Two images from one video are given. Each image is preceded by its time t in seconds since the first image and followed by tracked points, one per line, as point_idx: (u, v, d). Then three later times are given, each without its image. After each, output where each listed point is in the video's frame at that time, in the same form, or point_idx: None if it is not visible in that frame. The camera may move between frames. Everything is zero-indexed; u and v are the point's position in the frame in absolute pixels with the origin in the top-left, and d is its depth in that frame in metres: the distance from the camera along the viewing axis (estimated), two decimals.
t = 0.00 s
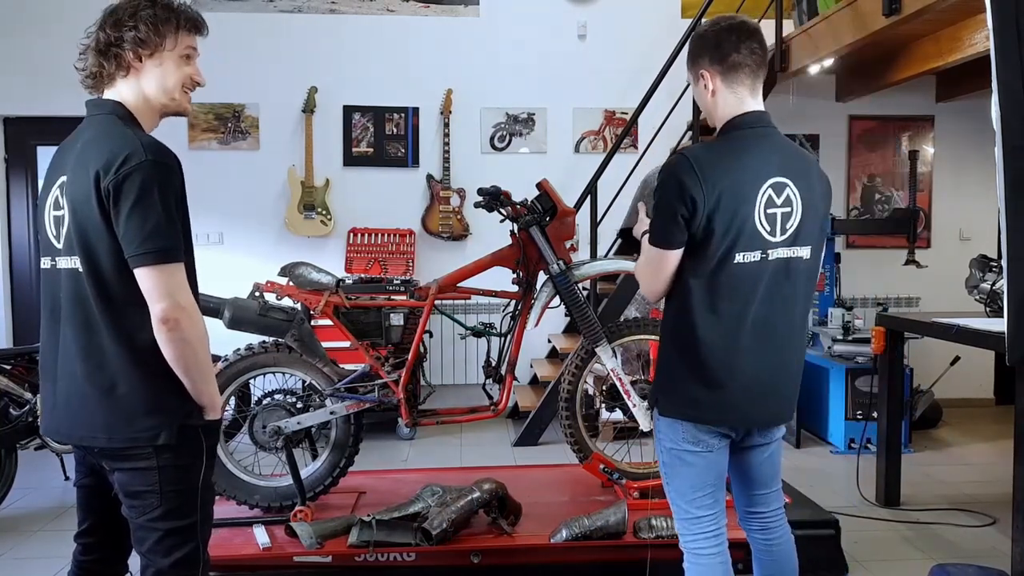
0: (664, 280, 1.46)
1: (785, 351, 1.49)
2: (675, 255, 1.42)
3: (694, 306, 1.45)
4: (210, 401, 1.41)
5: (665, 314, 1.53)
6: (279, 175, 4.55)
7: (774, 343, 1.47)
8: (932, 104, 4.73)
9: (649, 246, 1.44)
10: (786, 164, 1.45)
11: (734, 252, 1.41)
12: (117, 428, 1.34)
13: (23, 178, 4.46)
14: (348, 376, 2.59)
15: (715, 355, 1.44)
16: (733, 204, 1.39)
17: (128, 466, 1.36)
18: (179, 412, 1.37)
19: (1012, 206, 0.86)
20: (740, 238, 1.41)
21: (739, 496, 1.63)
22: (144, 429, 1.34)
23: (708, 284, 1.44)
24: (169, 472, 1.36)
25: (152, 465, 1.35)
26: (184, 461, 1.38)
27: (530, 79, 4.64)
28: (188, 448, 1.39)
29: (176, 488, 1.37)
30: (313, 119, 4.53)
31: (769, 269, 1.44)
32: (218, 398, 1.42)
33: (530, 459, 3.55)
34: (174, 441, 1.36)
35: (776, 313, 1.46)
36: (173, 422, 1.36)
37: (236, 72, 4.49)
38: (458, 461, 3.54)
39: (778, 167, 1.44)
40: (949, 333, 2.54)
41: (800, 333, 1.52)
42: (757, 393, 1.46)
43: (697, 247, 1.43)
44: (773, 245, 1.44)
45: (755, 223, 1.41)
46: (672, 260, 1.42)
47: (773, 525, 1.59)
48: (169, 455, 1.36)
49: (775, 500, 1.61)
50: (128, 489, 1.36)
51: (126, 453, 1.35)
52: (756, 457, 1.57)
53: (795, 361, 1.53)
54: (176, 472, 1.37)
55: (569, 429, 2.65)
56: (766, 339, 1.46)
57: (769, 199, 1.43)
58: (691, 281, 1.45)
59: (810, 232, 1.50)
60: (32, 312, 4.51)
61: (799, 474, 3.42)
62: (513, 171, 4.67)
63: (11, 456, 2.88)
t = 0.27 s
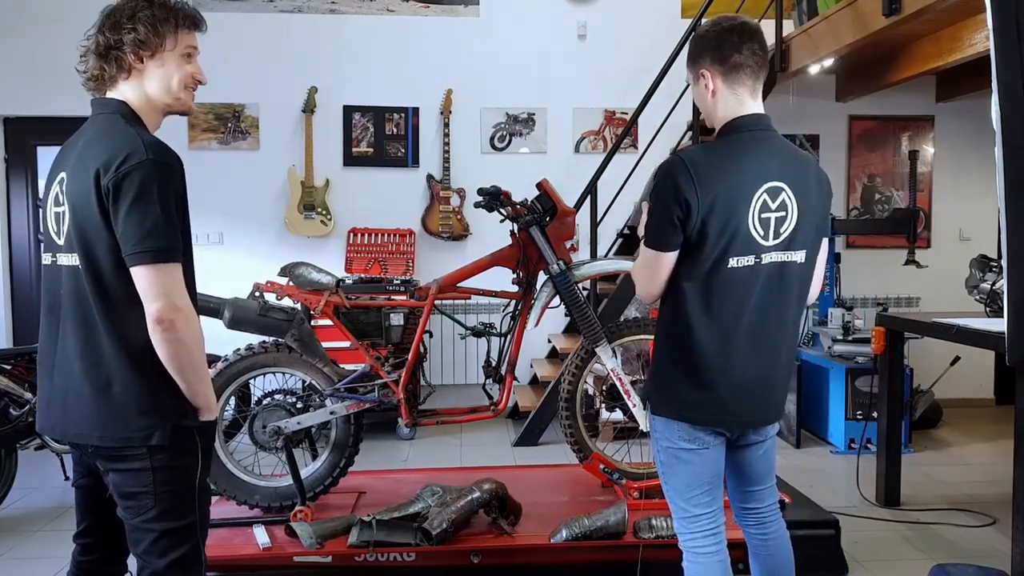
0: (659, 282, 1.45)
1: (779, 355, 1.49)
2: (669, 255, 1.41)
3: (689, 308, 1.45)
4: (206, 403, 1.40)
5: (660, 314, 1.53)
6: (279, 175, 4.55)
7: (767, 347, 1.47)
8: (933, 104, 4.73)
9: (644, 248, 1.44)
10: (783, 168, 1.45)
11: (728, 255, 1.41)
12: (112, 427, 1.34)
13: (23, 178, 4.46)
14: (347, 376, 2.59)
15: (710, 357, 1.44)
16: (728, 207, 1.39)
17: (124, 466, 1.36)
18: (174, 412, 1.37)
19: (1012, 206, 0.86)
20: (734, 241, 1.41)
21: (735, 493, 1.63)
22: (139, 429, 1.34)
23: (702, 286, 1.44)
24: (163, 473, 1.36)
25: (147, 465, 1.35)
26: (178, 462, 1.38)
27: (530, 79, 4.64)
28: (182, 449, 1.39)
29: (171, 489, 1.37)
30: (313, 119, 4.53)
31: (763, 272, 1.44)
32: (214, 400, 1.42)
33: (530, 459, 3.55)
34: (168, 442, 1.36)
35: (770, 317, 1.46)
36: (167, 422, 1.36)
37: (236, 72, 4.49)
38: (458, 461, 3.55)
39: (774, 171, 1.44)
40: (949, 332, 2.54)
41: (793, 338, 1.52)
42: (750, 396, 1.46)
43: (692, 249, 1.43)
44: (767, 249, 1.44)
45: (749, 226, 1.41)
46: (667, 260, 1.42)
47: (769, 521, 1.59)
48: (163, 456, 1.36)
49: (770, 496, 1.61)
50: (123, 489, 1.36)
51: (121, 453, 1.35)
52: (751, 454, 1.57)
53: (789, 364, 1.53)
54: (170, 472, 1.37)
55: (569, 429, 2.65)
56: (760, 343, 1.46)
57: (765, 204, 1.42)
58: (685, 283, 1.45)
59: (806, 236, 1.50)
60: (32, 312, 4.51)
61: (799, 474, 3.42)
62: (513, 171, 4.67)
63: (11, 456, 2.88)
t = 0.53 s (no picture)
0: (658, 287, 1.45)
1: (778, 352, 1.48)
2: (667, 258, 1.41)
3: (688, 309, 1.45)
4: (205, 402, 1.40)
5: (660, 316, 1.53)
6: (279, 175, 4.55)
7: (767, 344, 1.46)
8: (933, 104, 4.73)
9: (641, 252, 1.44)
10: (774, 165, 1.45)
11: (727, 253, 1.41)
12: (111, 427, 1.34)
13: (23, 178, 4.46)
14: (348, 376, 2.59)
15: (709, 357, 1.44)
16: (725, 206, 1.39)
17: (123, 466, 1.36)
18: (172, 412, 1.37)
19: (1011, 206, 0.86)
20: (732, 239, 1.40)
21: (736, 494, 1.63)
22: (138, 429, 1.34)
23: (702, 286, 1.43)
24: (162, 473, 1.36)
25: (145, 465, 1.35)
26: (177, 462, 1.38)
27: (530, 79, 4.64)
28: (181, 448, 1.39)
29: (170, 489, 1.37)
30: (313, 119, 4.53)
31: (761, 269, 1.44)
32: (213, 399, 1.41)
33: (530, 459, 3.55)
34: (166, 442, 1.36)
35: (769, 314, 1.46)
36: (166, 422, 1.36)
37: (236, 72, 4.49)
38: (458, 461, 3.55)
39: (767, 168, 1.44)
40: (949, 332, 2.54)
41: (792, 334, 1.52)
42: (751, 396, 1.46)
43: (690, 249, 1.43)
44: (764, 246, 1.44)
45: (745, 224, 1.41)
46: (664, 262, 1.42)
47: (771, 523, 1.59)
48: (163, 456, 1.36)
49: (772, 497, 1.61)
50: (122, 489, 1.36)
51: (120, 453, 1.35)
52: (753, 454, 1.57)
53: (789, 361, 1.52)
54: (169, 472, 1.37)
55: (569, 429, 2.65)
56: (759, 341, 1.46)
57: (759, 200, 1.42)
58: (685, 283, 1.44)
59: (801, 231, 1.50)
60: (32, 312, 4.51)
61: (799, 474, 3.42)
62: (513, 171, 4.67)
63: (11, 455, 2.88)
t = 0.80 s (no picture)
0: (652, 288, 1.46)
1: (775, 345, 1.46)
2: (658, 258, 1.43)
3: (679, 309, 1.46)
4: (200, 400, 1.40)
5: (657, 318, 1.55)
6: (279, 175, 4.55)
7: (761, 338, 1.45)
8: (933, 104, 4.73)
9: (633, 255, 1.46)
10: (759, 159, 1.45)
11: (714, 249, 1.41)
12: (106, 427, 1.34)
13: (23, 178, 4.46)
14: (348, 376, 2.59)
15: (700, 353, 1.45)
16: (706, 202, 1.40)
17: (118, 465, 1.36)
18: (169, 412, 1.37)
19: (1012, 207, 0.86)
20: (717, 234, 1.41)
21: (744, 496, 1.63)
22: (132, 429, 1.34)
23: (693, 284, 1.44)
24: (158, 472, 1.36)
25: (140, 464, 1.35)
26: (173, 461, 1.38)
27: (531, 79, 4.64)
28: (177, 448, 1.39)
29: (166, 487, 1.37)
30: (313, 119, 4.54)
31: (754, 263, 1.43)
32: (208, 397, 1.41)
33: (530, 459, 3.55)
34: (160, 441, 1.36)
35: (764, 308, 1.45)
36: (160, 422, 1.35)
37: (237, 72, 4.49)
38: (458, 461, 3.55)
39: (749, 161, 1.44)
40: (949, 332, 2.54)
41: (791, 328, 1.50)
42: (747, 392, 1.45)
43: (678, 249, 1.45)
44: (754, 238, 1.43)
45: (731, 218, 1.41)
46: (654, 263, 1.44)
47: (779, 525, 1.59)
48: (158, 455, 1.36)
49: (780, 499, 1.60)
50: (119, 488, 1.37)
51: (115, 453, 1.35)
52: (760, 456, 1.57)
53: (789, 354, 1.50)
54: (166, 471, 1.37)
55: (569, 429, 2.65)
56: (754, 335, 1.44)
57: (744, 194, 1.42)
58: (676, 283, 1.46)
59: (794, 222, 1.48)
60: (32, 312, 4.51)
61: (798, 474, 3.42)
62: (513, 171, 4.67)
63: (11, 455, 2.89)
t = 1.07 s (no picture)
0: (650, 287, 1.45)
1: (772, 346, 1.47)
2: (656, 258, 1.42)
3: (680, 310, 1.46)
4: (197, 399, 1.39)
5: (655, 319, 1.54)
6: (279, 175, 4.55)
7: (758, 340, 1.45)
8: (932, 104, 4.73)
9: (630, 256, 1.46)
10: (756, 161, 1.45)
11: (712, 250, 1.41)
12: (103, 426, 1.34)
13: (23, 178, 4.46)
14: (348, 376, 2.59)
15: (699, 354, 1.45)
16: (705, 204, 1.40)
17: (117, 464, 1.36)
18: (168, 410, 1.37)
19: (1011, 207, 0.86)
20: (717, 235, 1.41)
21: (741, 495, 1.62)
22: (129, 427, 1.34)
23: (691, 285, 1.44)
24: (156, 470, 1.36)
25: (139, 462, 1.35)
26: (172, 459, 1.38)
27: (531, 79, 4.64)
28: (175, 446, 1.39)
29: (165, 485, 1.37)
30: (313, 119, 4.53)
31: (753, 263, 1.43)
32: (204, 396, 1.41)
33: (530, 459, 3.55)
34: (158, 440, 1.36)
35: (762, 309, 1.45)
36: (157, 421, 1.35)
37: (237, 72, 4.49)
38: (458, 461, 3.55)
39: (747, 163, 1.44)
40: (949, 333, 2.54)
41: (787, 329, 1.50)
42: (745, 393, 1.45)
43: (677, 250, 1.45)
44: (752, 239, 1.43)
45: (729, 220, 1.41)
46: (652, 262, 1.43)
47: (776, 523, 1.59)
48: (156, 453, 1.36)
49: (777, 497, 1.60)
50: (117, 486, 1.37)
51: (114, 451, 1.35)
52: (756, 454, 1.57)
53: (783, 352, 1.51)
54: (165, 469, 1.37)
55: (569, 429, 2.65)
56: (751, 337, 1.45)
57: (743, 194, 1.42)
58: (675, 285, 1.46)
59: (790, 223, 1.48)
60: (32, 312, 4.51)
61: (798, 474, 3.42)
62: (513, 171, 4.67)
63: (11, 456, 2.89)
